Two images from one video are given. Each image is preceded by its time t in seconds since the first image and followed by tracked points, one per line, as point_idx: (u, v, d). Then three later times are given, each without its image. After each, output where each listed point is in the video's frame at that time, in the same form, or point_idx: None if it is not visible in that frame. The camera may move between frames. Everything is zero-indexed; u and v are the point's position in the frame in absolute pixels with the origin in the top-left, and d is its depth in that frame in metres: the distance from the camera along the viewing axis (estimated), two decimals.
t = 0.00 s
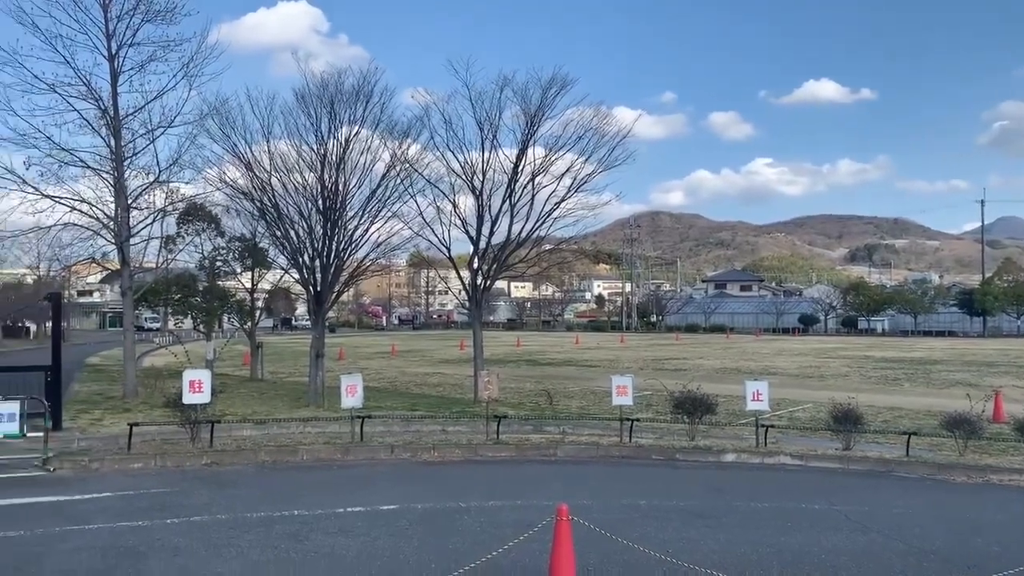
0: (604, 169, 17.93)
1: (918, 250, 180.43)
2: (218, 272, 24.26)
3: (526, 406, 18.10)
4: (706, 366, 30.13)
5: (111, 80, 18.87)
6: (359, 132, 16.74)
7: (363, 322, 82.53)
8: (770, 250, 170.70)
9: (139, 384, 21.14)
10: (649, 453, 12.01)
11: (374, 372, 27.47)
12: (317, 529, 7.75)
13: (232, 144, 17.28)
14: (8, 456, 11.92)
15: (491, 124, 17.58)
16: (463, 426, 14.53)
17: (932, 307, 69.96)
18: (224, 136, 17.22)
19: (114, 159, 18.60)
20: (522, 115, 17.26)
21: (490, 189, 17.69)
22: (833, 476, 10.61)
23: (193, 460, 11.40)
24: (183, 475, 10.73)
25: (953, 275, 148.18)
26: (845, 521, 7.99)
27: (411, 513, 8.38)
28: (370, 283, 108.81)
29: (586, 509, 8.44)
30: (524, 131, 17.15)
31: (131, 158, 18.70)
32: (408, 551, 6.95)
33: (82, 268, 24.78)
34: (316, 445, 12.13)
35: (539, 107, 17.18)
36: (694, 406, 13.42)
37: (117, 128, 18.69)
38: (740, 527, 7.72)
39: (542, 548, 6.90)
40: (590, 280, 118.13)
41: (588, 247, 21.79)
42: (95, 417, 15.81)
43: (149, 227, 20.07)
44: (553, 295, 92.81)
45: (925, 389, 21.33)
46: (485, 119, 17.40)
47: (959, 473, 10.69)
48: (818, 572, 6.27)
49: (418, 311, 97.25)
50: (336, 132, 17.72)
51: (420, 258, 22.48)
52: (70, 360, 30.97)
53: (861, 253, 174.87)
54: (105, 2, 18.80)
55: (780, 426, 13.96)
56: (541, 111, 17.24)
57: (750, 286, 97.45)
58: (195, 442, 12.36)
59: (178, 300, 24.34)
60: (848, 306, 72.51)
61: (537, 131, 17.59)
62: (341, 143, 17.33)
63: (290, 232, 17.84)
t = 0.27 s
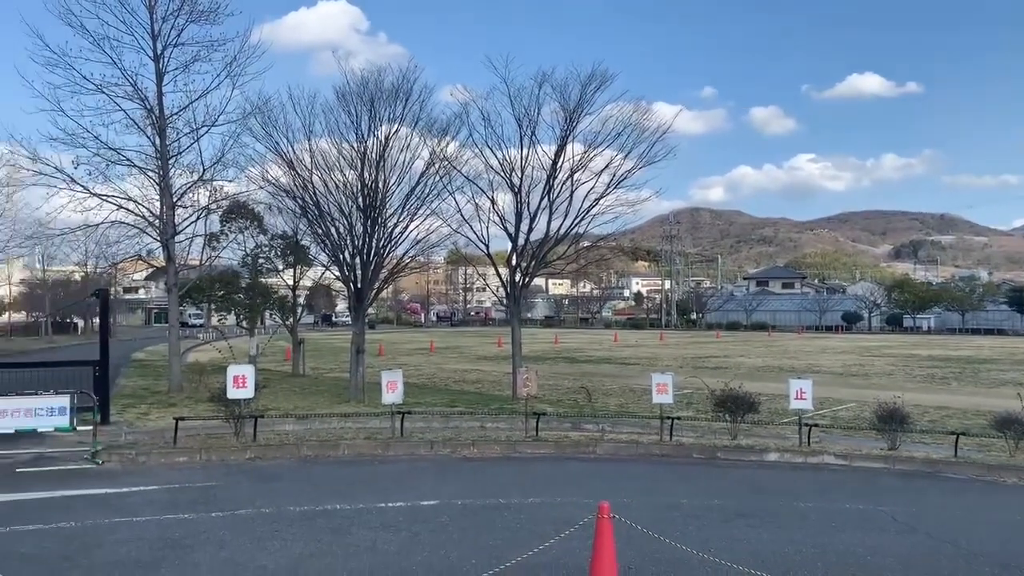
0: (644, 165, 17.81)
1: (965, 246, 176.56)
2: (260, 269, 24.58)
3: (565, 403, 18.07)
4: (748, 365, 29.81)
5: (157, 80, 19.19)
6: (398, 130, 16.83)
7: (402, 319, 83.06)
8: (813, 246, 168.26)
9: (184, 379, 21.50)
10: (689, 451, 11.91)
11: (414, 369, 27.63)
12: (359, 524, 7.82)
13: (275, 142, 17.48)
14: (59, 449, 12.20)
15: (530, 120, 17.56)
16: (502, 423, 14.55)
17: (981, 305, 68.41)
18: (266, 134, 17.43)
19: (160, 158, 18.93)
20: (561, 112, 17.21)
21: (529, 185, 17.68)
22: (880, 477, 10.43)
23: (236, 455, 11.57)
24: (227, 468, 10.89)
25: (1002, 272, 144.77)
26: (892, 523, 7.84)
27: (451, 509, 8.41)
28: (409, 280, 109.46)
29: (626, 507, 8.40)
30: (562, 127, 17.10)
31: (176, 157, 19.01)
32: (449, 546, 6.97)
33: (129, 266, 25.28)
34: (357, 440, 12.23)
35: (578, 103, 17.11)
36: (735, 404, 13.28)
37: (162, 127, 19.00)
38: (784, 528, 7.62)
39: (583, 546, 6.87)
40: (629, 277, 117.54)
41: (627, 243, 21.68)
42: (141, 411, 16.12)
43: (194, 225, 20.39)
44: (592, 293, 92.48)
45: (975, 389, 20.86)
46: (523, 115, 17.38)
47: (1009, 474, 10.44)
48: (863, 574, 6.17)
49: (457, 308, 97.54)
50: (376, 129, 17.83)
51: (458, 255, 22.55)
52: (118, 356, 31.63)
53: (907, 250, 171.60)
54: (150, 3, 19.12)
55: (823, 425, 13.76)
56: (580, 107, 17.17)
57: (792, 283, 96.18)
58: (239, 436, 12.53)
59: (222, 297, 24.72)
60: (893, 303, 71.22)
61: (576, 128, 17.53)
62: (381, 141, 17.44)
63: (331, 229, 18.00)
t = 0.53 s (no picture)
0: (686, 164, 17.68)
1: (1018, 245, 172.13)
2: (304, 271, 24.89)
3: (607, 404, 18.00)
4: (793, 366, 29.42)
5: (204, 85, 19.55)
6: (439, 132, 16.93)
7: (443, 320, 83.48)
8: (859, 246, 165.48)
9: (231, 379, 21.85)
10: (734, 453, 11.79)
11: (455, 369, 27.73)
12: (403, 523, 7.87)
13: (318, 146, 17.70)
14: (111, 447, 12.49)
15: (571, 120, 17.53)
16: (544, 424, 14.54)
17: None
18: (310, 138, 17.67)
19: (207, 162, 19.27)
20: (602, 112, 17.16)
21: (570, 186, 17.65)
22: (930, 480, 10.21)
23: (282, 454, 11.72)
24: (273, 467, 11.04)
25: None
26: (944, 528, 7.67)
27: (494, 509, 8.43)
28: (451, 281, 109.94)
29: (670, 509, 8.34)
30: (604, 127, 17.05)
31: (222, 161, 19.34)
32: (493, 547, 6.99)
33: (177, 268, 25.77)
34: (400, 440, 12.32)
35: (619, 103, 17.05)
36: (781, 406, 13.11)
37: (209, 131, 19.35)
38: (831, 531, 7.51)
39: (628, 548, 6.85)
40: (671, 278, 116.74)
41: (668, 243, 21.53)
42: (190, 410, 16.42)
43: (240, 227, 20.71)
44: (633, 293, 92.01)
45: None
46: (564, 115, 17.36)
47: None
48: None
49: (498, 309, 97.72)
50: (418, 132, 17.95)
51: (499, 255, 22.60)
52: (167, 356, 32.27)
53: (957, 249, 167.91)
54: (197, 10, 19.49)
55: (871, 428, 13.51)
56: (621, 107, 17.11)
57: (837, 283, 94.69)
58: (284, 436, 12.70)
59: (267, 298, 25.08)
60: (943, 303, 69.73)
61: (617, 128, 17.46)
62: (423, 143, 17.55)
63: (374, 231, 18.16)
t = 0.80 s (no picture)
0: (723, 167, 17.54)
1: None
2: (342, 277, 25.11)
3: (644, 410, 17.91)
4: (833, 370, 29.01)
5: (243, 95, 19.84)
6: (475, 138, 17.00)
7: (480, 325, 83.64)
8: (901, 247, 162.80)
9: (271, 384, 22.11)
10: (775, 459, 11.66)
11: (492, 374, 27.77)
12: (442, 528, 7.92)
13: (355, 153, 17.87)
14: (155, 451, 12.71)
15: (606, 124, 17.50)
16: (582, 429, 14.51)
17: None
18: (347, 146, 17.85)
19: (247, 171, 19.55)
20: (637, 115, 17.10)
21: (605, 190, 17.61)
22: (977, 487, 10.02)
23: (322, 458, 11.84)
24: (313, 472, 11.16)
25: None
26: (992, 535, 7.52)
27: (533, 515, 8.43)
28: (487, 286, 110.16)
29: (710, 515, 8.28)
30: (639, 131, 16.99)
31: (262, 170, 19.60)
32: (532, 552, 7.00)
33: (218, 275, 26.17)
34: (439, 445, 12.38)
35: (655, 106, 16.98)
36: (822, 411, 12.93)
37: (249, 140, 19.62)
38: (875, 538, 7.40)
39: (668, 554, 6.82)
40: (708, 281, 115.80)
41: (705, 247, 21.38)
42: (231, 415, 16.65)
43: (279, 235, 20.97)
44: (670, 297, 91.43)
45: None
46: (599, 120, 17.33)
47: None
48: None
49: (534, 314, 97.65)
50: (453, 138, 18.04)
51: (535, 260, 22.60)
52: (208, 362, 32.72)
53: (1002, 250, 164.40)
54: (236, 21, 19.79)
55: (915, 433, 13.28)
56: (657, 110, 17.04)
57: (878, 286, 93.23)
58: (324, 440, 12.83)
59: (306, 304, 25.34)
60: (988, 306, 68.31)
61: (652, 131, 17.39)
62: (458, 150, 17.63)
63: (410, 237, 18.27)
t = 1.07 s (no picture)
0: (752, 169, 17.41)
1: None
2: (371, 283, 25.26)
3: (674, 415, 17.80)
4: (866, 374, 28.67)
5: (273, 104, 20.05)
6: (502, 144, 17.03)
7: (508, 331, 83.68)
8: (934, 249, 160.58)
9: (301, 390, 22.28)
10: (808, 464, 11.54)
11: (520, 379, 27.77)
12: (473, 534, 7.92)
13: (384, 161, 18.00)
14: (188, 457, 12.84)
15: (634, 128, 17.45)
16: (612, 435, 14.46)
17: None
18: (376, 153, 17.98)
19: (277, 179, 19.75)
20: (665, 119, 17.03)
21: (633, 194, 17.55)
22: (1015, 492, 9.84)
23: (353, 464, 11.90)
24: (344, 477, 11.22)
25: None
26: None
27: (564, 521, 8.41)
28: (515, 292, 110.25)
29: (746, 521, 8.20)
30: (667, 134, 16.93)
31: (292, 178, 19.79)
32: (564, 558, 6.98)
33: (249, 282, 26.44)
34: (468, 451, 12.39)
35: (683, 109, 16.91)
36: (855, 415, 12.77)
37: (278, 149, 19.82)
38: (913, 545, 7.29)
39: (701, 560, 6.78)
40: (738, 285, 114.98)
41: (734, 250, 21.23)
42: (263, 421, 16.79)
43: (308, 242, 21.15)
44: (699, 301, 90.89)
45: None
46: (627, 124, 17.29)
47: None
48: None
49: (562, 319, 97.50)
50: (480, 144, 18.09)
51: (562, 266, 22.58)
52: (240, 368, 33.05)
53: None
54: (266, 31, 20.02)
55: (951, 437, 13.08)
56: (685, 114, 16.97)
57: (911, 288, 92.03)
58: (355, 445, 12.89)
59: (336, 311, 25.52)
60: None
61: (680, 135, 17.32)
62: (485, 155, 17.67)
63: (438, 243, 18.33)
